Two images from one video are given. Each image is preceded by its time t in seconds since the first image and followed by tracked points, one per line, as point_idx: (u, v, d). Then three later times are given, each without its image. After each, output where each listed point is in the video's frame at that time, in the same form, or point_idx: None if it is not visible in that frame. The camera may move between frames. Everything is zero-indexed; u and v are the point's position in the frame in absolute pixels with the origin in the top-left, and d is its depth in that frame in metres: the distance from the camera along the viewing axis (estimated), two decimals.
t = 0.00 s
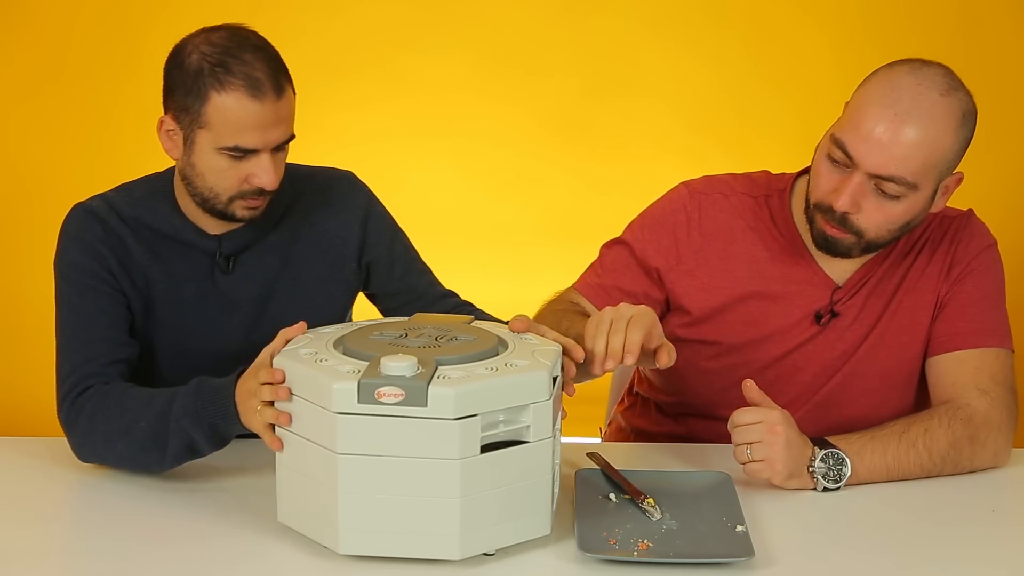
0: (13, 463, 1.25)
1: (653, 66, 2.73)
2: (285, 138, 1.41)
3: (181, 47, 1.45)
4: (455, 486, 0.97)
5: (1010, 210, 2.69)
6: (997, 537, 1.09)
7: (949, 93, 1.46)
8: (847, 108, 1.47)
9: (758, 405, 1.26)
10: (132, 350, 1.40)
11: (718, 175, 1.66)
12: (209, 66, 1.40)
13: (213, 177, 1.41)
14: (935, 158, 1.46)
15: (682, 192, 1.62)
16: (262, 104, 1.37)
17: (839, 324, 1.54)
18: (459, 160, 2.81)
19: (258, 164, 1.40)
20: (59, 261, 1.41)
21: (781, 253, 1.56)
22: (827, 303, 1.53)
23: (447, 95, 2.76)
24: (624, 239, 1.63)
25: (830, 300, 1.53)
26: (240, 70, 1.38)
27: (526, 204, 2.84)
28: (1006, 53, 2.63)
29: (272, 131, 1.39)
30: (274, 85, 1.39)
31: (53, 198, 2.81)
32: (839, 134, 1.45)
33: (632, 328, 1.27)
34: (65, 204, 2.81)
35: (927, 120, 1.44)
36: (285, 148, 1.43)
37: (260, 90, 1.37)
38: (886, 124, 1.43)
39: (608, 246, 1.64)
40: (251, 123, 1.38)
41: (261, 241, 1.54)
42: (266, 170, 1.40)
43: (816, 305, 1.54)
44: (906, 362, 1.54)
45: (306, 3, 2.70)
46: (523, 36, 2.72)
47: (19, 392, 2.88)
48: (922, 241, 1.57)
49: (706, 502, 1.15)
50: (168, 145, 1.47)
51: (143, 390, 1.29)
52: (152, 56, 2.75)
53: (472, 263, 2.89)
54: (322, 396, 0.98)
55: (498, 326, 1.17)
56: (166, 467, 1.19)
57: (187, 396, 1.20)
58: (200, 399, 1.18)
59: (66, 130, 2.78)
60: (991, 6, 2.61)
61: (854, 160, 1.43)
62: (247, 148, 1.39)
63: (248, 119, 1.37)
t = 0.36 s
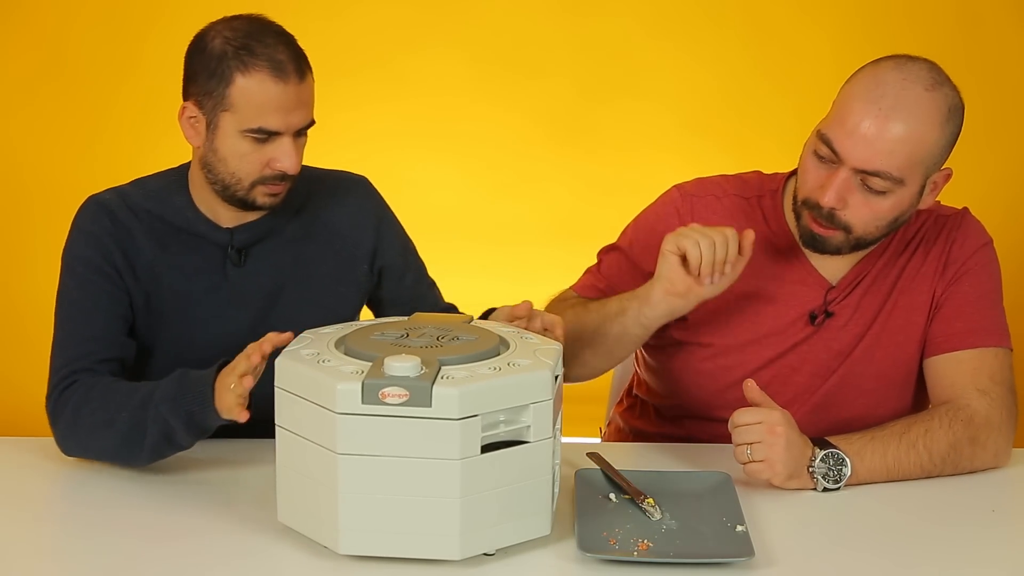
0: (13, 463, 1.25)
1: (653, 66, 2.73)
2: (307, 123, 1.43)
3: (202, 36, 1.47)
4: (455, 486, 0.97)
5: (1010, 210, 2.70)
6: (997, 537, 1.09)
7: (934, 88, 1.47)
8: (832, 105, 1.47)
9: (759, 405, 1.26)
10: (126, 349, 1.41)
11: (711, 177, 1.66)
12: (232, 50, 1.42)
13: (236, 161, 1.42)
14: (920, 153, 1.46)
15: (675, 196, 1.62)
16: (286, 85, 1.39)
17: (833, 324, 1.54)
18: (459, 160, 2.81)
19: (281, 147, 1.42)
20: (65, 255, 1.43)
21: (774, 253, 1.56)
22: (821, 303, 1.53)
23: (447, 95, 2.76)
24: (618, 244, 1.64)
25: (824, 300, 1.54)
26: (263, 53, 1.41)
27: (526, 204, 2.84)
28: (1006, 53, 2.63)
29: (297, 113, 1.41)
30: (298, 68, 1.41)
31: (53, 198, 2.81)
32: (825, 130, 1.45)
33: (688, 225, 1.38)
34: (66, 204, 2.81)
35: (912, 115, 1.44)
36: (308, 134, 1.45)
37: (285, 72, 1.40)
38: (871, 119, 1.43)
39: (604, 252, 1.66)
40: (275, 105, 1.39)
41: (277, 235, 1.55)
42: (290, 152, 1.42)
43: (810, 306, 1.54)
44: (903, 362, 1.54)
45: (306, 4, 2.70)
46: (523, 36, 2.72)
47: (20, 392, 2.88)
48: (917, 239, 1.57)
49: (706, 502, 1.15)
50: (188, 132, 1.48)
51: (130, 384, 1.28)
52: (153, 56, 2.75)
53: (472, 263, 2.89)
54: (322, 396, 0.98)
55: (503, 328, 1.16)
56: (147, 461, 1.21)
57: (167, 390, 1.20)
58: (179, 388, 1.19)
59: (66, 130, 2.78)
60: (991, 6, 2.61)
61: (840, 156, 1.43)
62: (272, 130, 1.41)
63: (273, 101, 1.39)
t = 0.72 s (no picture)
0: (15, 463, 1.25)
1: (653, 66, 2.73)
2: (328, 120, 1.42)
3: (233, 28, 1.48)
4: (455, 487, 0.97)
5: (1010, 209, 2.70)
6: (997, 537, 1.09)
7: (928, 87, 1.47)
8: (825, 104, 1.48)
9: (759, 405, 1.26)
10: (123, 334, 1.44)
11: (706, 179, 1.66)
12: (259, 43, 1.42)
13: (256, 153, 1.43)
14: (914, 152, 1.46)
15: (669, 201, 1.62)
16: (308, 81, 1.39)
17: (829, 325, 1.54)
18: (459, 160, 2.81)
19: (301, 142, 1.41)
20: (83, 240, 1.47)
21: (770, 253, 1.56)
22: (817, 304, 1.54)
23: (447, 95, 2.76)
24: (617, 253, 1.63)
25: (820, 301, 1.54)
26: (289, 48, 1.41)
27: (526, 205, 2.84)
28: (1005, 53, 2.63)
29: (317, 109, 1.40)
30: (323, 65, 1.41)
31: (54, 198, 2.81)
32: (819, 129, 1.45)
33: (674, 255, 1.31)
34: (66, 203, 2.81)
35: (906, 114, 1.44)
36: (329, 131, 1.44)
37: (308, 67, 1.40)
38: (865, 117, 1.43)
39: (602, 261, 1.65)
40: (296, 99, 1.39)
41: (298, 231, 1.57)
42: (308, 147, 1.41)
43: (806, 307, 1.54)
44: (902, 362, 1.54)
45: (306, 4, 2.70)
46: (523, 36, 2.72)
47: (20, 392, 2.88)
48: (914, 239, 1.57)
49: (706, 502, 1.15)
50: (214, 122, 1.49)
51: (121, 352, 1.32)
52: (153, 56, 2.75)
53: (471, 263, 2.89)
54: (321, 396, 0.98)
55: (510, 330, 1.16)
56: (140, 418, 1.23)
57: (156, 350, 1.19)
58: (168, 344, 1.18)
59: (66, 130, 2.78)
60: (991, 7, 2.61)
61: (833, 155, 1.44)
62: (291, 124, 1.40)
63: (294, 95, 1.39)
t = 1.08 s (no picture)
0: (16, 464, 1.25)
1: (653, 66, 2.73)
2: (318, 99, 1.42)
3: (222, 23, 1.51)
4: (455, 487, 0.97)
5: (1010, 209, 2.70)
6: (998, 537, 1.09)
7: (928, 87, 1.47)
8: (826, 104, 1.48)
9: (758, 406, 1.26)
10: (151, 328, 1.43)
11: (706, 179, 1.66)
12: (245, 30, 1.44)
13: (250, 140, 1.43)
14: (914, 152, 1.46)
15: (669, 202, 1.62)
16: (291, 60, 1.40)
17: (829, 324, 1.54)
18: (459, 160, 2.81)
19: (293, 125, 1.41)
20: (100, 235, 1.47)
21: (771, 253, 1.56)
22: (817, 303, 1.54)
23: (447, 95, 2.76)
24: (617, 255, 1.63)
25: (821, 300, 1.54)
26: (272, 31, 1.42)
27: (526, 205, 2.84)
28: (1006, 53, 2.63)
29: (304, 88, 1.40)
30: (307, 44, 1.42)
31: (55, 199, 2.81)
32: (819, 129, 1.45)
33: (671, 265, 1.30)
34: (68, 204, 2.81)
35: (906, 114, 1.44)
36: (322, 112, 1.44)
37: (291, 48, 1.41)
38: (866, 116, 1.43)
39: (603, 263, 1.65)
40: (282, 80, 1.40)
41: (308, 225, 1.58)
42: (299, 127, 1.41)
43: (806, 306, 1.54)
44: (902, 362, 1.55)
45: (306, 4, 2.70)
46: (523, 36, 2.72)
47: (20, 392, 2.88)
48: (914, 239, 1.57)
49: (706, 502, 1.15)
50: (216, 118, 1.52)
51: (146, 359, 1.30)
52: (153, 56, 2.75)
53: (472, 263, 2.90)
54: (322, 392, 0.98)
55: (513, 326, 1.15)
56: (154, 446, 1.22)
57: (178, 383, 1.18)
58: (192, 380, 1.16)
59: (65, 130, 2.78)
60: (992, 6, 2.61)
61: (833, 154, 1.44)
62: (279, 105, 1.41)
63: (279, 76, 1.40)
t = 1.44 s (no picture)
0: (17, 464, 1.25)
1: (653, 65, 2.73)
2: (309, 113, 1.40)
3: (212, 30, 1.48)
4: (456, 486, 0.97)
5: (1008, 209, 2.70)
6: (997, 537, 1.09)
7: (942, 82, 1.47)
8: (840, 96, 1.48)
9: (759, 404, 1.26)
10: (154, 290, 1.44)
11: (715, 172, 1.67)
12: (233, 42, 1.42)
13: (242, 152, 1.42)
14: (927, 145, 1.47)
15: (678, 189, 1.63)
16: (280, 78, 1.38)
17: (832, 318, 1.54)
18: (459, 160, 2.81)
19: (284, 139, 1.40)
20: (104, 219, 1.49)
21: (776, 244, 1.56)
22: (821, 296, 1.54)
23: (447, 95, 2.76)
24: (622, 236, 1.63)
25: (824, 294, 1.54)
26: (261, 44, 1.40)
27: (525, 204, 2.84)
28: (1005, 53, 2.63)
29: (293, 104, 1.39)
30: (295, 60, 1.39)
31: (55, 198, 2.81)
32: (833, 118, 1.46)
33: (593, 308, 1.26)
34: (67, 203, 2.81)
35: (920, 106, 1.45)
36: (314, 122, 1.42)
37: (280, 64, 1.38)
38: (879, 108, 1.43)
39: (606, 245, 1.65)
40: (271, 96, 1.38)
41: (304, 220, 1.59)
42: (290, 141, 1.39)
43: (810, 299, 1.54)
44: (901, 360, 1.54)
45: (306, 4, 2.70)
46: (523, 35, 2.72)
47: (20, 392, 2.88)
48: (916, 237, 1.57)
49: (706, 502, 1.15)
50: (207, 125, 1.52)
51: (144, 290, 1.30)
52: (153, 55, 2.75)
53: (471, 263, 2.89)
54: (322, 218, 0.96)
55: (520, 229, 1.14)
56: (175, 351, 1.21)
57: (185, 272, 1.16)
58: (196, 276, 1.15)
59: (66, 129, 2.78)
60: (992, 6, 2.61)
61: (846, 144, 1.44)
62: (269, 121, 1.39)
63: (268, 93, 1.38)
